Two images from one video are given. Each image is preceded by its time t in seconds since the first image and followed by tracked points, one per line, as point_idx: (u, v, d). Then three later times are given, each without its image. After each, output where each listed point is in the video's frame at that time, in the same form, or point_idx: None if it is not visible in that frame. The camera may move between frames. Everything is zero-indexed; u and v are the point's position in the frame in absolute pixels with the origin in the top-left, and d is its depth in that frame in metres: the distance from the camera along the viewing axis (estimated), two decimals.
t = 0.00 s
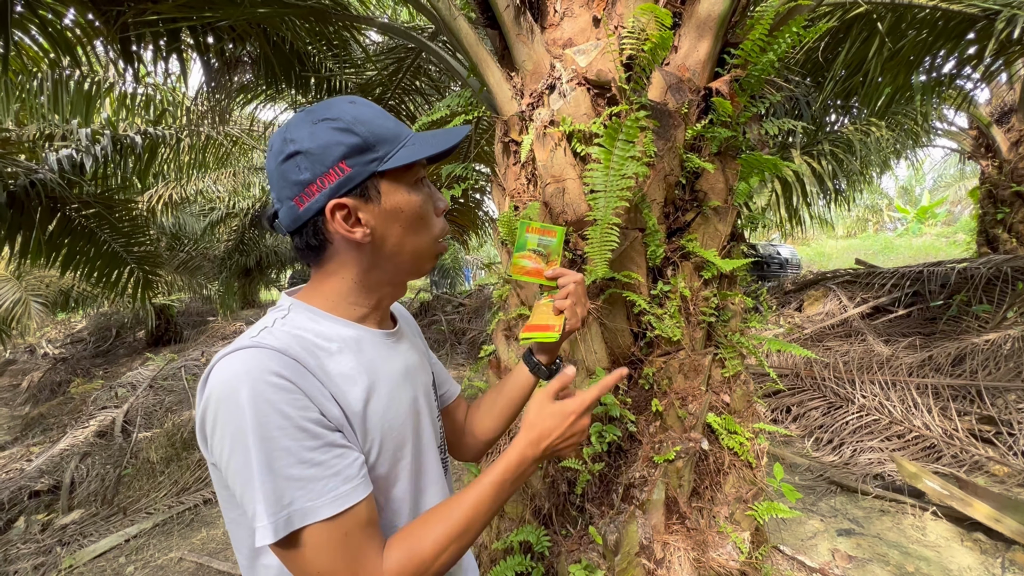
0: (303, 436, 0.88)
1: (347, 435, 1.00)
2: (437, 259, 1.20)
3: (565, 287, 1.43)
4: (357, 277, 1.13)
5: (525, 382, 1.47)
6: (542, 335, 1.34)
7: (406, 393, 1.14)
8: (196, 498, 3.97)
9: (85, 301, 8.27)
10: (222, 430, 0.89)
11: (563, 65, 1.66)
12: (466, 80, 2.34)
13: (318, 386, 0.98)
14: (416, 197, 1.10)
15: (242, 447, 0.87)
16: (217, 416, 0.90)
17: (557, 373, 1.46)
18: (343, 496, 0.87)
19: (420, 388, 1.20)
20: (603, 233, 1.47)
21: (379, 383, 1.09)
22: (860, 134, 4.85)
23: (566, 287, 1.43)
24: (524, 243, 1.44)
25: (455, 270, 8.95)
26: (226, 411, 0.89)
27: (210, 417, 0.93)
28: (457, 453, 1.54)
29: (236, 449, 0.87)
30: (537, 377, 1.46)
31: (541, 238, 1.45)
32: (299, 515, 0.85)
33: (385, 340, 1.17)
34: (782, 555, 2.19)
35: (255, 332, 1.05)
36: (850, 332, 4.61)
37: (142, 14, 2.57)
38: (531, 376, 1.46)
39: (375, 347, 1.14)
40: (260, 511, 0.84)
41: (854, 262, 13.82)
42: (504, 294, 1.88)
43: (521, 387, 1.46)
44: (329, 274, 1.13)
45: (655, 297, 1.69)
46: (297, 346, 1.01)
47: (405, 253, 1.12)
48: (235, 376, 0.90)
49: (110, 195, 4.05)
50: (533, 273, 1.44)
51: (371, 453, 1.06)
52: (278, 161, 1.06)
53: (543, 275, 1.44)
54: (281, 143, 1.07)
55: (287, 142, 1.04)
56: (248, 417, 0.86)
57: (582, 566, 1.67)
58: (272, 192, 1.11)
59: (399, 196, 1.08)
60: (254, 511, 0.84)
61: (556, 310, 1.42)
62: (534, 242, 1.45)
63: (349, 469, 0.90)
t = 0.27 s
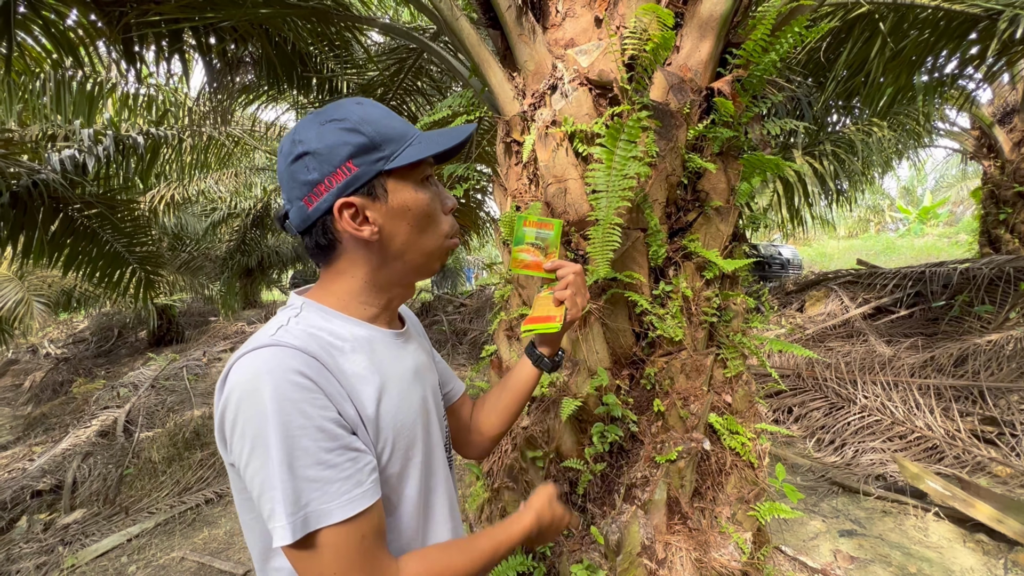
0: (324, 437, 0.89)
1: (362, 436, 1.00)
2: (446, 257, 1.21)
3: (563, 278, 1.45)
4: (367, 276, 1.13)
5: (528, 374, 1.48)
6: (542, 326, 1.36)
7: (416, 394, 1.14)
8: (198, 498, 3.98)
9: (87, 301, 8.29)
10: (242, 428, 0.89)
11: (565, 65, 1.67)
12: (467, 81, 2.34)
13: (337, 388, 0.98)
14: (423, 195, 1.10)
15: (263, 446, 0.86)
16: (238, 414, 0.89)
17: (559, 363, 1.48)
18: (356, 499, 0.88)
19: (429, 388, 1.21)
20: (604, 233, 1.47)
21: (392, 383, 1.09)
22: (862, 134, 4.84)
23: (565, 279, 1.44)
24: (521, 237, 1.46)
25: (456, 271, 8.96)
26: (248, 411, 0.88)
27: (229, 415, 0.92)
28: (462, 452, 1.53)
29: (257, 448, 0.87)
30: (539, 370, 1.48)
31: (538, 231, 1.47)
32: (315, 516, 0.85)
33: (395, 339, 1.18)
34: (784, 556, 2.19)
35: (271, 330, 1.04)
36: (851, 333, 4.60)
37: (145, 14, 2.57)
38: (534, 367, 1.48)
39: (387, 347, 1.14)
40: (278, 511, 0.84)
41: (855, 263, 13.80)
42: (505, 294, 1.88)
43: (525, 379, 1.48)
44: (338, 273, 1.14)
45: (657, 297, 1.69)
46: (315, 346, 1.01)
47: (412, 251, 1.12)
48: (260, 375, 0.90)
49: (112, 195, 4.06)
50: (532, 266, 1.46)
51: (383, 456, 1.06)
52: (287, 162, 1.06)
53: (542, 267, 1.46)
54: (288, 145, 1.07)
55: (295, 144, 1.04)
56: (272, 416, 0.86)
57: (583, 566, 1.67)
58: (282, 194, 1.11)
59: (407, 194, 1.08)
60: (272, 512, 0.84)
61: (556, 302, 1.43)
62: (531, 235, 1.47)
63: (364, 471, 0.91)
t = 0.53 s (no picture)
0: (340, 425, 0.89)
1: (377, 427, 1.00)
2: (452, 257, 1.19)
3: (563, 281, 1.45)
4: (374, 273, 1.13)
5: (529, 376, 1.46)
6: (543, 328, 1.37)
7: (425, 390, 1.14)
8: (198, 498, 3.98)
9: (87, 301, 8.30)
10: (260, 419, 0.89)
11: (566, 65, 1.67)
12: (468, 81, 2.34)
13: (351, 379, 0.98)
14: (423, 194, 1.09)
15: (280, 435, 0.86)
16: (255, 405, 0.90)
17: (558, 364, 1.48)
18: (379, 479, 0.87)
19: (436, 386, 1.21)
20: (605, 233, 1.47)
21: (401, 377, 1.09)
22: (862, 135, 4.83)
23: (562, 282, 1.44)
24: (521, 242, 1.43)
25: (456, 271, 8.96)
26: (265, 401, 0.88)
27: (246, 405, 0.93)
28: (462, 453, 1.52)
29: (276, 438, 0.87)
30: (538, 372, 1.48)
31: (537, 236, 1.44)
32: (338, 500, 0.84)
33: (403, 337, 1.18)
34: (784, 557, 2.19)
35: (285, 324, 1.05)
36: (852, 334, 4.60)
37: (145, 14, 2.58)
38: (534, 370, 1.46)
39: (396, 344, 1.14)
40: (300, 495, 0.84)
41: (856, 264, 13.79)
42: (505, 295, 1.88)
43: (525, 382, 1.46)
44: (345, 271, 1.15)
45: (657, 298, 1.69)
46: (329, 338, 1.02)
47: (413, 249, 1.10)
48: (275, 365, 0.90)
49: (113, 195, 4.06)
50: (531, 270, 1.44)
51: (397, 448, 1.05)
52: (298, 167, 1.11)
53: (541, 271, 1.45)
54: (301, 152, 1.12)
55: (303, 149, 1.08)
56: (289, 405, 0.86)
57: (584, 567, 1.69)
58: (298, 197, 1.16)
59: (408, 192, 1.07)
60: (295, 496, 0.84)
61: (555, 304, 1.43)
62: (530, 240, 1.43)
63: (386, 454, 0.90)
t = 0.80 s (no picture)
0: (345, 406, 0.89)
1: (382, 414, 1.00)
2: (461, 257, 1.16)
3: (581, 283, 1.31)
4: (382, 270, 1.13)
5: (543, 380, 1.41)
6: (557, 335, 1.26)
7: (431, 385, 1.14)
8: (198, 498, 3.97)
9: (87, 300, 8.30)
10: (268, 405, 0.90)
11: (567, 65, 1.66)
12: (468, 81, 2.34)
13: (355, 368, 0.98)
14: (429, 195, 1.08)
15: (286, 419, 0.87)
16: (262, 391, 0.91)
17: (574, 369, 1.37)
18: (394, 455, 0.86)
19: (443, 383, 1.21)
20: (606, 233, 1.47)
21: (407, 371, 1.09)
22: (862, 136, 4.83)
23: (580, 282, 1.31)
24: (536, 244, 1.39)
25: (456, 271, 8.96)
26: (271, 388, 0.89)
27: (255, 394, 0.94)
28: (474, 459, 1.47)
29: (283, 422, 0.88)
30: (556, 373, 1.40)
31: (552, 239, 1.41)
32: (352, 477, 0.83)
33: (412, 335, 1.18)
34: (784, 558, 2.18)
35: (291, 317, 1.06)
36: (851, 334, 4.61)
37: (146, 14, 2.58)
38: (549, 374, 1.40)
39: (404, 340, 1.14)
40: (311, 473, 0.83)
41: (855, 264, 13.79)
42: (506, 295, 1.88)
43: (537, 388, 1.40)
44: (356, 269, 1.16)
45: (657, 298, 1.69)
46: (335, 330, 1.03)
47: (418, 249, 1.09)
48: (280, 354, 0.91)
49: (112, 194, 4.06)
50: (546, 272, 1.38)
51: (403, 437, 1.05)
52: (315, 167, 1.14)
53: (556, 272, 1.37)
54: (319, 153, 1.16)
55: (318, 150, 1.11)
56: (294, 388, 0.87)
57: (584, 566, 1.68)
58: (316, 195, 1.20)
59: (413, 194, 1.06)
60: (305, 475, 0.84)
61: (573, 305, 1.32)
62: (546, 242, 1.40)
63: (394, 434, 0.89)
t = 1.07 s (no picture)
0: (355, 396, 0.89)
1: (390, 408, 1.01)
2: (463, 255, 1.17)
3: (582, 286, 1.44)
4: (386, 272, 1.14)
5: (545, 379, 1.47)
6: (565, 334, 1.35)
7: (434, 382, 1.15)
8: (197, 498, 3.97)
9: (85, 300, 8.29)
10: (277, 403, 0.91)
11: (567, 65, 1.67)
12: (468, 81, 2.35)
13: (360, 365, 0.99)
14: (430, 199, 1.08)
15: (297, 413, 0.87)
16: (270, 390, 0.92)
17: (578, 368, 1.47)
18: (410, 438, 0.87)
19: (446, 381, 1.21)
20: (607, 233, 1.47)
21: (411, 368, 1.10)
22: (861, 136, 4.84)
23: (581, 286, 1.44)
24: (535, 248, 1.40)
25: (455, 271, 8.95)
26: (280, 387, 0.90)
27: (263, 394, 0.95)
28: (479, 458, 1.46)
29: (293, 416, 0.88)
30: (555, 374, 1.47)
31: (549, 242, 1.41)
32: (372, 461, 0.83)
33: (415, 333, 1.18)
34: (783, 557, 2.19)
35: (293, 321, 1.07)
36: (850, 335, 4.61)
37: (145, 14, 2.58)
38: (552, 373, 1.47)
39: (407, 339, 1.14)
40: (328, 462, 0.84)
41: (855, 265, 13.80)
42: (506, 294, 1.88)
43: (543, 386, 1.46)
44: (359, 273, 1.16)
45: (657, 298, 1.69)
46: (338, 330, 1.03)
47: (422, 252, 1.10)
48: (285, 353, 0.92)
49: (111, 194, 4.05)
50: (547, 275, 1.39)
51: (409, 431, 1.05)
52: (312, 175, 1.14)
53: (557, 275, 1.40)
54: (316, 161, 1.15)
55: (314, 158, 1.10)
56: (301, 382, 0.88)
57: (584, 566, 1.68)
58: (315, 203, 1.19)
59: (413, 198, 1.06)
60: (321, 464, 0.84)
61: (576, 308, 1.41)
62: (543, 246, 1.41)
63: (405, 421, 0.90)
